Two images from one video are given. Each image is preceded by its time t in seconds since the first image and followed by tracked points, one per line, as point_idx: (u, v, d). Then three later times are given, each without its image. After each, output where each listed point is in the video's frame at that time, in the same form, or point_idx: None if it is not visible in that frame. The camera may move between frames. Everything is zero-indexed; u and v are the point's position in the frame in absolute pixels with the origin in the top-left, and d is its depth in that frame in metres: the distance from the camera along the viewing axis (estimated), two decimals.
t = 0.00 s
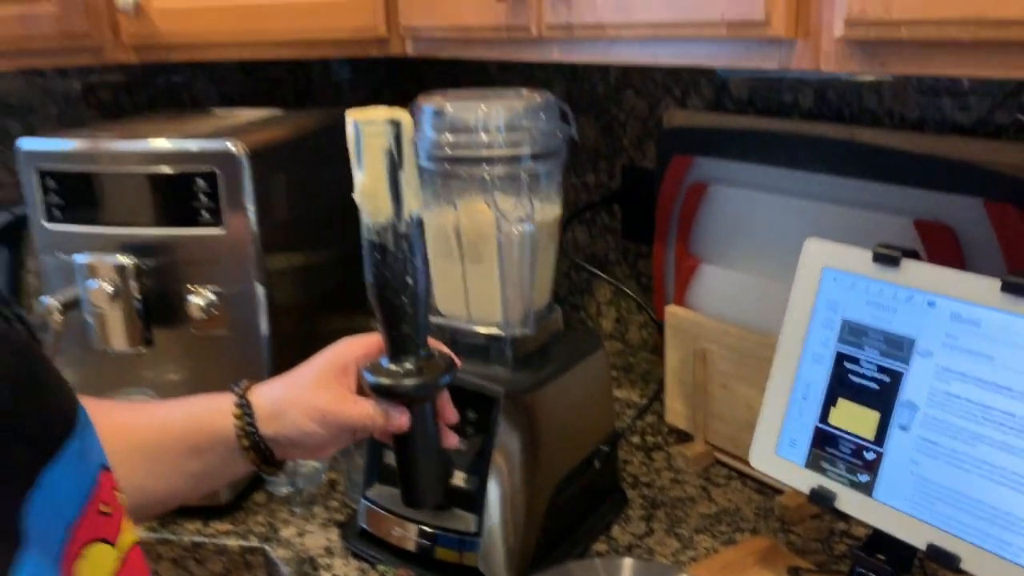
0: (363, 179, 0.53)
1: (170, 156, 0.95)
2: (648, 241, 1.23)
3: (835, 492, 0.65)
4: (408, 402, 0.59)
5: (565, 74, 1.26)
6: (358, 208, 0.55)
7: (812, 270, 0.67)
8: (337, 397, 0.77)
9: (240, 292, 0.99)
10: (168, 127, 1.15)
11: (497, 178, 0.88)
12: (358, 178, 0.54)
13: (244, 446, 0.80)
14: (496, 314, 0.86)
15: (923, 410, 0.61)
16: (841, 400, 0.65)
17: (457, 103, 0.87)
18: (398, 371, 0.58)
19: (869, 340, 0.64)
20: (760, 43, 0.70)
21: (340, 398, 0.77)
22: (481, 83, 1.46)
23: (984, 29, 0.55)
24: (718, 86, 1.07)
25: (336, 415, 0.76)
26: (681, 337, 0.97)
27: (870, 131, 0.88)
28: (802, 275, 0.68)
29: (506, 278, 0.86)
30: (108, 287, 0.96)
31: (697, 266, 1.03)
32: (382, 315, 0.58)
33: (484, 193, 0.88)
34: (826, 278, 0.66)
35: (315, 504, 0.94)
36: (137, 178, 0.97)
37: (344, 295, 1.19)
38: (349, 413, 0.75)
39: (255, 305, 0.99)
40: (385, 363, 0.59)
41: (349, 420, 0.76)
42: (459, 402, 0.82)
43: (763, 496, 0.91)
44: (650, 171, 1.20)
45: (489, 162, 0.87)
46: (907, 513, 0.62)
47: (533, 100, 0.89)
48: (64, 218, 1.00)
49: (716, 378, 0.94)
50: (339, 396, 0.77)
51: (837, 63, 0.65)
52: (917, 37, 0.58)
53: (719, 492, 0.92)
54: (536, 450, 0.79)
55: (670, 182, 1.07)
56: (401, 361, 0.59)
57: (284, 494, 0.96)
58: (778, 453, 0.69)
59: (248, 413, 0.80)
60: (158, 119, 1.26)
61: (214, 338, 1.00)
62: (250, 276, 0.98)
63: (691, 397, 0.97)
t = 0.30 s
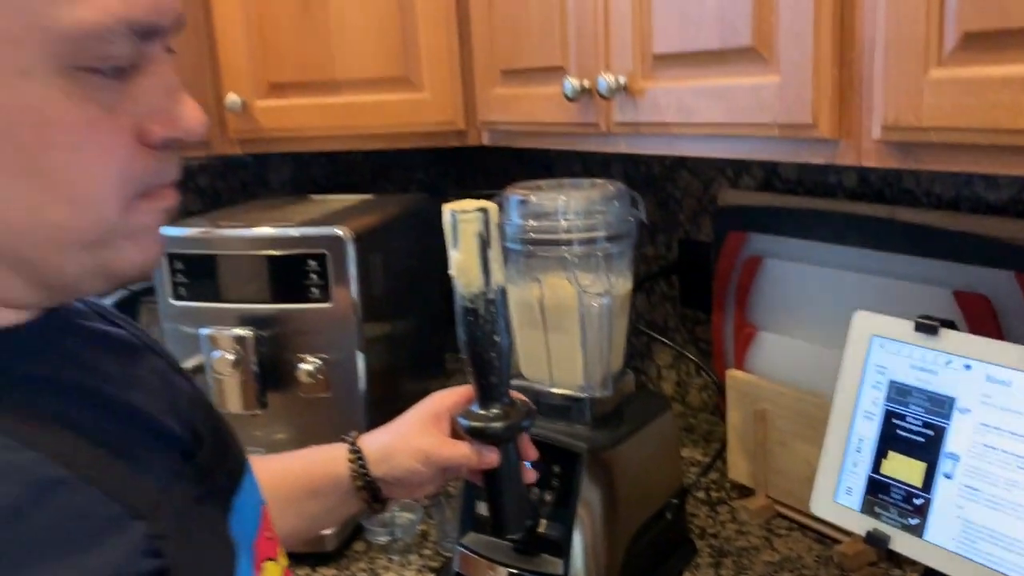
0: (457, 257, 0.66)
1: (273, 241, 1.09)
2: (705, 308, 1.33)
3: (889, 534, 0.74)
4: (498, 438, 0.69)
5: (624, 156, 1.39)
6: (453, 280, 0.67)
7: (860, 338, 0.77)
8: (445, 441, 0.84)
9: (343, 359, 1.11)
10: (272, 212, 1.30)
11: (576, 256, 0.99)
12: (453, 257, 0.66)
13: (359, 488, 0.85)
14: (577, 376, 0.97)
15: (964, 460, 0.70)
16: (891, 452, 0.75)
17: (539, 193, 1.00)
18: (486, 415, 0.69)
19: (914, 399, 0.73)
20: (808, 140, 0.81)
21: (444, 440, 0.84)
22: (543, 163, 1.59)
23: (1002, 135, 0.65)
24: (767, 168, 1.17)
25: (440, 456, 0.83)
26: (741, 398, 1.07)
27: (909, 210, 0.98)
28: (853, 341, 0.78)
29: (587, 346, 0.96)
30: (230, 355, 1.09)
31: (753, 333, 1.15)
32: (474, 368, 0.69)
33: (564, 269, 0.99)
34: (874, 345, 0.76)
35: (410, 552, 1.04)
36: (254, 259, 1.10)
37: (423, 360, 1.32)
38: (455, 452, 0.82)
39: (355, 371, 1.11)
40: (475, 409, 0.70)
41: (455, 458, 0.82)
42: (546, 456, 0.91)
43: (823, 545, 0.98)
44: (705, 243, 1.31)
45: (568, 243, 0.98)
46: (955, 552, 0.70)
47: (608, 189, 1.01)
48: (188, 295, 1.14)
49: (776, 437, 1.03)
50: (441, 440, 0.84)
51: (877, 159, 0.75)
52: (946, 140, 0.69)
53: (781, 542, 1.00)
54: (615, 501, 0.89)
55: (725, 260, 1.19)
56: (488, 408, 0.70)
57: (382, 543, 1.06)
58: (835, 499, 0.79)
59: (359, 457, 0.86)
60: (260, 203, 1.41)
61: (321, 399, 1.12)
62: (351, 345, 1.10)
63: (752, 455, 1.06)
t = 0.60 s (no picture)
0: (547, 297, 0.72)
1: (340, 280, 1.20)
2: (749, 345, 1.40)
3: (931, 548, 0.83)
4: (563, 470, 0.75)
5: (670, 202, 1.47)
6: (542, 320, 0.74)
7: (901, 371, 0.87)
8: (518, 468, 0.92)
9: (413, 389, 1.19)
10: (344, 254, 1.40)
11: (636, 294, 1.09)
12: (544, 297, 0.73)
13: (437, 506, 0.94)
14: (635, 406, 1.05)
15: (1000, 479, 0.78)
16: (933, 473, 0.83)
17: (600, 237, 1.11)
18: (559, 450, 0.76)
19: (952, 425, 0.82)
20: (850, 189, 0.89)
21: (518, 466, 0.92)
22: (592, 207, 1.68)
23: None
24: (807, 213, 1.25)
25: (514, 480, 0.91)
26: (787, 429, 1.13)
27: (943, 252, 1.06)
28: (894, 373, 0.87)
29: (646, 380, 1.06)
30: (312, 385, 1.19)
31: (799, 367, 1.22)
32: (553, 403, 0.75)
33: (625, 306, 1.09)
34: (914, 374, 0.85)
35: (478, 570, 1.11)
36: (328, 296, 1.20)
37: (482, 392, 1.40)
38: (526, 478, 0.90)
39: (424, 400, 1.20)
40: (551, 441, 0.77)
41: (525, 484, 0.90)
42: (606, 482, 0.98)
43: (868, 568, 1.04)
44: (750, 283, 1.38)
45: (628, 281, 1.08)
46: (992, 562, 0.78)
47: (664, 233, 1.12)
48: (272, 329, 1.24)
49: (821, 464, 1.09)
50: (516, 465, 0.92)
51: (914, 206, 0.83)
52: (977, 188, 0.77)
53: (828, 565, 1.06)
54: (672, 522, 0.97)
55: (770, 297, 1.27)
56: (562, 441, 0.77)
57: (450, 562, 1.14)
58: (880, 517, 0.87)
59: (442, 477, 0.94)
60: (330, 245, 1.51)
61: (393, 427, 1.21)
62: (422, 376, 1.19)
63: (798, 484, 1.13)
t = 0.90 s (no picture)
0: (578, 332, 0.82)
1: (372, 305, 1.24)
2: (761, 371, 1.44)
3: (938, 568, 0.87)
4: (580, 484, 0.74)
5: (684, 232, 1.52)
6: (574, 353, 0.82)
7: (908, 397, 0.92)
8: (537, 481, 0.95)
9: (437, 411, 1.24)
10: (369, 278, 1.45)
11: (654, 321, 1.14)
12: (577, 334, 0.83)
13: (460, 521, 0.98)
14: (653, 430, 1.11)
15: (1003, 502, 0.83)
16: (939, 496, 0.88)
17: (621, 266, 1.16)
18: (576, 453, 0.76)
19: (957, 449, 0.87)
20: (859, 224, 0.94)
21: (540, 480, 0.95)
22: (607, 235, 1.73)
23: None
24: (818, 244, 1.30)
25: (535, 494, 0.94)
26: (798, 453, 1.17)
27: (949, 285, 1.11)
28: (902, 398, 0.92)
29: (665, 403, 1.11)
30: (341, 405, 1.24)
31: (810, 393, 1.26)
32: (574, 416, 0.78)
33: (644, 332, 1.14)
34: (920, 401, 0.90)
35: None
36: (357, 321, 1.25)
37: (501, 413, 1.45)
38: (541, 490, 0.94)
39: (447, 421, 1.24)
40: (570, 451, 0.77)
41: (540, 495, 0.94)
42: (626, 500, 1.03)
43: None
44: (761, 311, 1.43)
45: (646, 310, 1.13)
46: None
47: (681, 263, 1.17)
48: (302, 350, 1.29)
49: (831, 488, 1.13)
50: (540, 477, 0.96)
51: (920, 241, 0.88)
52: (980, 226, 0.81)
53: None
54: (689, 540, 1.01)
55: (782, 324, 1.32)
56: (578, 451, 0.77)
57: None
58: (888, 538, 0.92)
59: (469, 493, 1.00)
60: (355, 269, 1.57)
61: (417, 446, 1.25)
62: (446, 398, 1.24)
63: (808, 506, 1.17)
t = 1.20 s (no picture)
0: (589, 225, 0.84)
1: (378, 319, 1.27)
2: (759, 389, 1.47)
3: None
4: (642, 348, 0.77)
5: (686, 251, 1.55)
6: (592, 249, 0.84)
7: (907, 416, 0.95)
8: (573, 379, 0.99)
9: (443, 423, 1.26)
10: (377, 292, 1.48)
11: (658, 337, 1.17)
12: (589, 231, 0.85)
13: (493, 424, 1.03)
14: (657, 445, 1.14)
15: (998, 519, 0.86)
16: (936, 513, 0.91)
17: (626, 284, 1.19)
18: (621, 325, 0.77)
19: (954, 467, 0.90)
20: (861, 248, 0.97)
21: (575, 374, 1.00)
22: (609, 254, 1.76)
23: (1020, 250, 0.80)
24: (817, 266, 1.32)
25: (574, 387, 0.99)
26: (796, 470, 1.20)
27: (946, 307, 1.13)
28: (901, 417, 0.95)
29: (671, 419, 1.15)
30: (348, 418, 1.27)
31: (809, 412, 1.30)
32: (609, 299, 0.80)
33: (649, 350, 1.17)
34: (919, 421, 0.94)
35: None
36: (362, 334, 1.28)
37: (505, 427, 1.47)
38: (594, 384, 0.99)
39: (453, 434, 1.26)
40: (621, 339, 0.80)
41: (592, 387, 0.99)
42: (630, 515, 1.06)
43: None
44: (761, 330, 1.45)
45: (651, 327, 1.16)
46: None
47: (685, 282, 1.21)
48: (311, 362, 1.31)
49: (829, 504, 1.16)
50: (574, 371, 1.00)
51: (919, 265, 0.90)
52: (978, 252, 0.84)
53: None
54: (692, 553, 1.04)
55: (782, 343, 1.35)
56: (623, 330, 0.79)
57: None
58: (887, 553, 0.95)
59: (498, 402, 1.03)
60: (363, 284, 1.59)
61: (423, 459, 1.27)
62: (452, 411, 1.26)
63: (806, 522, 1.19)
